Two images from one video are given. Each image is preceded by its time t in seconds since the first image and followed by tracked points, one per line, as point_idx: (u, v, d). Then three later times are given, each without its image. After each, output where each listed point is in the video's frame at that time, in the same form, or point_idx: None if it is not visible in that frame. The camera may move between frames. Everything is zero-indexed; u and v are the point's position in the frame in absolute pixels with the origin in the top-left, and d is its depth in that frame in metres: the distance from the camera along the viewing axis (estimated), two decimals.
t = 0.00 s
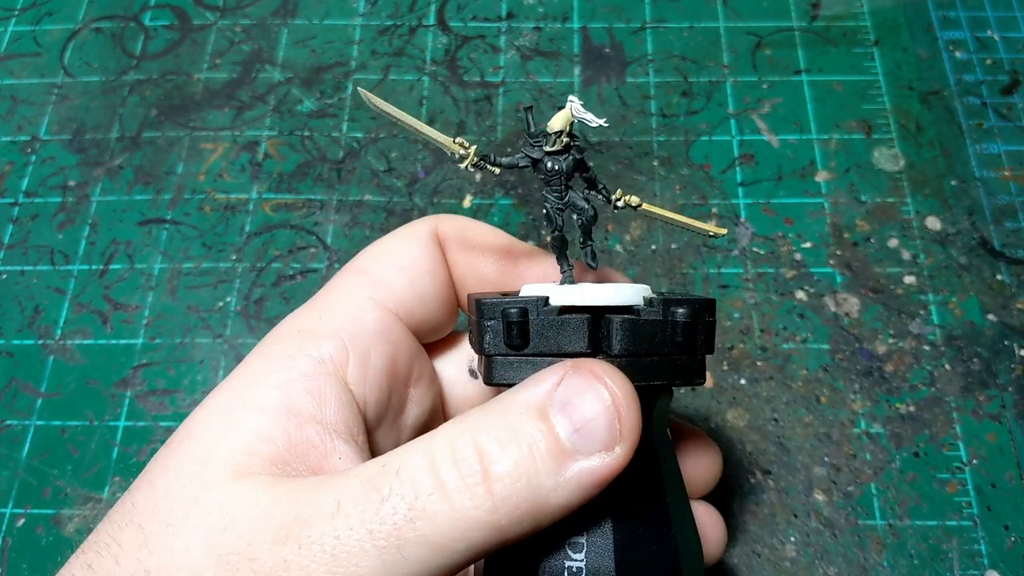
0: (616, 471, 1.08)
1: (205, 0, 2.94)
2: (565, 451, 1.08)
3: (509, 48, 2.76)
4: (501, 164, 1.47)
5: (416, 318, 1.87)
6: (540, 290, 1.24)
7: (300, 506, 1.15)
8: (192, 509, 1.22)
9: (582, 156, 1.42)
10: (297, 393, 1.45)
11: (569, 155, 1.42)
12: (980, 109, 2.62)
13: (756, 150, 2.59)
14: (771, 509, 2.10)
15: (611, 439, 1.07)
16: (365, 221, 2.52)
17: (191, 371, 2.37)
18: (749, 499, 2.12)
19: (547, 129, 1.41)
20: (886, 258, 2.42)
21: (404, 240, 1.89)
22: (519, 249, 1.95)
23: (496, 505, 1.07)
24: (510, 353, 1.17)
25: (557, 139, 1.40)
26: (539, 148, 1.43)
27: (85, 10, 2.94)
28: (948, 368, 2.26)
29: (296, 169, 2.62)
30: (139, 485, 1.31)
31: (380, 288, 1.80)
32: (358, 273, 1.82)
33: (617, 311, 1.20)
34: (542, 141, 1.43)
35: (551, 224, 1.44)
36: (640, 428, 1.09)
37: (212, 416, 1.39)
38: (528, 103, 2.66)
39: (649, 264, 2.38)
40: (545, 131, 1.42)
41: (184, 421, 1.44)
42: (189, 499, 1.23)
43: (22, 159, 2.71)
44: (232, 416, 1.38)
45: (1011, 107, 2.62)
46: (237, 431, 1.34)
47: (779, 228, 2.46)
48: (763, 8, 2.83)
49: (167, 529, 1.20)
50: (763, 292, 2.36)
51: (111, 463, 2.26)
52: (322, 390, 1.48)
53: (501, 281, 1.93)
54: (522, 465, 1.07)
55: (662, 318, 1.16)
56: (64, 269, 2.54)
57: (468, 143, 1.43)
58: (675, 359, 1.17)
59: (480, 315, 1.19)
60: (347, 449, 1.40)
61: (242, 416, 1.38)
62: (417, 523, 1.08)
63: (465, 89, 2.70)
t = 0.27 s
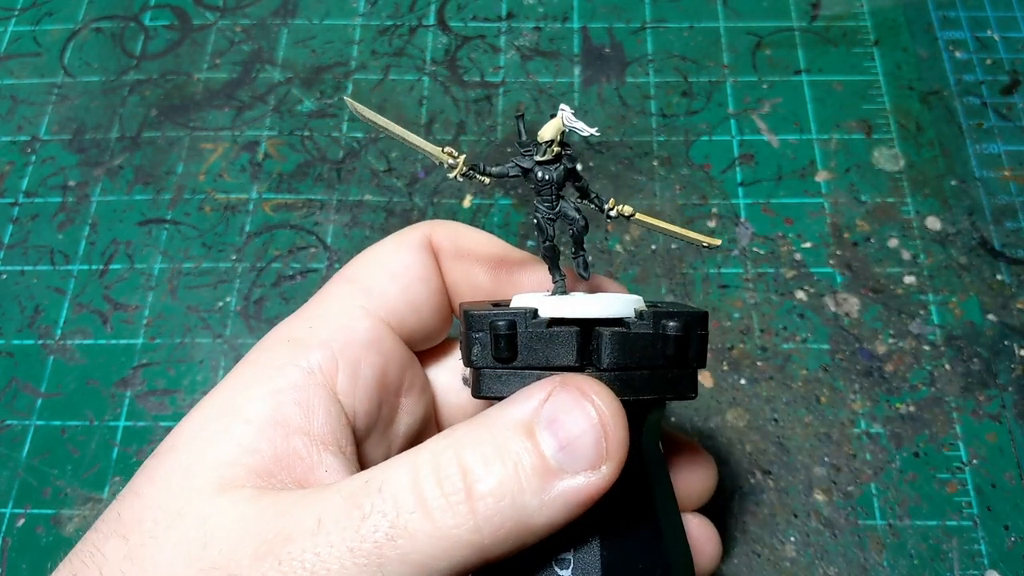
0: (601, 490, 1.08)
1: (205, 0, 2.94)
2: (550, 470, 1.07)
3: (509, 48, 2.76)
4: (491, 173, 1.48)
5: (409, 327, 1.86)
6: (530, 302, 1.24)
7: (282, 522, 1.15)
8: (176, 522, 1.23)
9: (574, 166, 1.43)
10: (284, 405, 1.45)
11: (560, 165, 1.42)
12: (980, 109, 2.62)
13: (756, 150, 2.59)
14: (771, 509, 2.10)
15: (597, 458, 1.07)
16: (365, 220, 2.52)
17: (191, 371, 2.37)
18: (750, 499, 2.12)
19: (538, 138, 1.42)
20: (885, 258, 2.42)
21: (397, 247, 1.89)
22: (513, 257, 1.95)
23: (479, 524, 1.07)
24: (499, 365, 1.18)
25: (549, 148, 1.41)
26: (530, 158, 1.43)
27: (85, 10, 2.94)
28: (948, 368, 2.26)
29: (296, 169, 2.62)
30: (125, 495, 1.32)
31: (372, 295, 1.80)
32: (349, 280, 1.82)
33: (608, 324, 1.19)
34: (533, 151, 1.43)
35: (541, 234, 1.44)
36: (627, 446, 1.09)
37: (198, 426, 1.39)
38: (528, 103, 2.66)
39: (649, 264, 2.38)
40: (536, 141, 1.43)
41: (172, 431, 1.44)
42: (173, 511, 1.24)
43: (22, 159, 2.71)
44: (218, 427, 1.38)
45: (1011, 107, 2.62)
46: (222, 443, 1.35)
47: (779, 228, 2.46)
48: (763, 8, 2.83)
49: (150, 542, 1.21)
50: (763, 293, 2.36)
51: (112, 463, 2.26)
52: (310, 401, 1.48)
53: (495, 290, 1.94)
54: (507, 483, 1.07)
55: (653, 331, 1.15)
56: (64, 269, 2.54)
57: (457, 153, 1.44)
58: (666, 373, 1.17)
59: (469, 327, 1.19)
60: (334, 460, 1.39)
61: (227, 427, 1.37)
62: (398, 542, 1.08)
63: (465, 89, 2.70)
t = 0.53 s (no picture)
0: (604, 495, 1.09)
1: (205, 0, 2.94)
2: (554, 475, 1.08)
3: (509, 48, 2.76)
4: (494, 175, 1.47)
5: (411, 329, 1.86)
6: (533, 305, 1.24)
7: (286, 526, 1.14)
8: (179, 526, 1.21)
9: (577, 169, 1.43)
10: (286, 407, 1.44)
11: (564, 167, 1.42)
12: (980, 109, 2.62)
13: (757, 150, 2.59)
14: (771, 509, 2.10)
15: (600, 464, 1.08)
16: (365, 220, 2.52)
17: (191, 371, 2.37)
18: (750, 499, 2.11)
19: (542, 140, 1.42)
20: (886, 258, 2.41)
21: (398, 249, 1.89)
22: (515, 260, 1.96)
23: (484, 530, 1.07)
24: (501, 368, 1.18)
25: (553, 151, 1.41)
26: (534, 160, 1.43)
27: (85, 10, 2.94)
28: (948, 368, 2.26)
29: (296, 169, 2.62)
30: (126, 499, 1.30)
31: (373, 297, 1.80)
32: (350, 281, 1.82)
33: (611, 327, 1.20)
34: (537, 153, 1.43)
35: (545, 237, 1.43)
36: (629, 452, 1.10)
37: (199, 428, 1.38)
38: (528, 103, 2.66)
39: (649, 264, 2.38)
40: (540, 143, 1.43)
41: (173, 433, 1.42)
42: (176, 515, 1.23)
43: (22, 159, 2.71)
44: (219, 429, 1.37)
45: (1011, 107, 2.62)
46: (225, 445, 1.33)
47: (779, 228, 2.46)
48: (763, 8, 2.83)
49: (152, 546, 1.20)
50: (763, 293, 2.36)
51: (112, 463, 2.26)
52: (312, 404, 1.48)
53: (497, 293, 1.95)
54: (510, 488, 1.07)
55: (655, 335, 1.15)
56: (64, 269, 2.54)
57: (461, 155, 1.44)
58: (668, 376, 1.17)
59: (471, 330, 1.19)
60: (337, 462, 1.39)
61: (229, 430, 1.36)
62: (402, 547, 1.07)
63: (465, 89, 2.70)
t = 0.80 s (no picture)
0: (602, 500, 1.08)
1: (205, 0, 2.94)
2: (552, 479, 1.08)
3: (509, 48, 2.76)
4: (493, 177, 1.46)
5: (409, 329, 1.86)
6: (532, 307, 1.24)
7: (283, 530, 1.14)
8: (176, 528, 1.21)
9: (576, 171, 1.43)
10: (284, 409, 1.44)
11: (562, 169, 1.42)
12: (980, 109, 2.62)
13: (756, 150, 2.59)
14: (771, 509, 2.10)
15: (598, 469, 1.08)
16: (365, 220, 2.52)
17: (191, 371, 2.37)
18: (750, 499, 2.11)
19: (541, 142, 1.41)
20: (886, 258, 2.41)
21: (397, 249, 1.89)
22: (515, 262, 1.97)
23: (481, 534, 1.07)
24: (500, 371, 1.17)
25: (551, 153, 1.40)
26: (532, 163, 1.42)
27: (85, 10, 2.94)
28: (948, 368, 2.26)
29: (296, 169, 2.62)
30: (123, 500, 1.30)
31: (371, 297, 1.80)
32: (348, 282, 1.82)
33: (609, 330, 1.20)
34: (535, 156, 1.43)
35: (543, 239, 1.42)
36: (628, 456, 1.10)
37: (197, 430, 1.38)
38: (528, 103, 2.66)
39: (649, 264, 2.38)
40: (538, 145, 1.43)
41: (170, 434, 1.42)
42: (173, 517, 1.23)
43: (22, 159, 2.71)
44: (217, 431, 1.37)
45: (1011, 107, 2.62)
46: (223, 447, 1.33)
47: (779, 228, 2.46)
48: (763, 8, 2.83)
49: (150, 549, 1.20)
50: (763, 293, 2.36)
51: (112, 463, 2.26)
52: (311, 406, 1.48)
53: (496, 294, 1.95)
54: (509, 493, 1.07)
55: (654, 337, 1.15)
56: (64, 269, 2.54)
57: (459, 158, 1.44)
58: (666, 379, 1.17)
59: (470, 332, 1.19)
60: (334, 465, 1.39)
61: (227, 431, 1.36)
62: (400, 552, 1.07)
63: (465, 89, 2.70)
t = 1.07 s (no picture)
0: (598, 517, 1.08)
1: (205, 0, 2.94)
2: (547, 497, 1.08)
3: (509, 48, 2.76)
4: (488, 186, 1.47)
5: (405, 334, 1.86)
6: (528, 319, 1.23)
7: (276, 546, 1.15)
8: (169, 542, 1.22)
9: (572, 178, 1.42)
10: (278, 420, 1.44)
11: (558, 178, 1.42)
12: (980, 109, 2.62)
13: (756, 150, 2.59)
14: (771, 509, 2.10)
15: (594, 486, 1.08)
16: (365, 220, 2.52)
17: (191, 371, 2.37)
18: (750, 499, 2.11)
19: (536, 151, 1.41)
20: (886, 258, 2.41)
21: (392, 254, 1.88)
22: (512, 262, 1.94)
23: (476, 553, 1.07)
24: (496, 386, 1.17)
25: (547, 162, 1.40)
26: (528, 171, 1.42)
27: (85, 10, 2.94)
28: (948, 368, 2.26)
29: (296, 169, 2.62)
30: (117, 512, 1.31)
31: (366, 304, 1.80)
32: (342, 287, 1.82)
33: (606, 340, 1.20)
34: (530, 164, 1.42)
35: (540, 247, 1.44)
36: (624, 473, 1.10)
37: (190, 441, 1.38)
38: (528, 103, 2.66)
39: (649, 264, 2.38)
40: (533, 153, 1.42)
41: (164, 445, 1.43)
42: (167, 532, 1.23)
43: (22, 159, 2.71)
44: (211, 443, 1.37)
45: (1011, 107, 2.62)
46: (216, 460, 1.34)
47: (779, 228, 2.46)
48: (763, 8, 2.83)
49: (143, 563, 1.20)
50: (763, 293, 2.36)
51: (112, 463, 2.26)
52: (305, 416, 1.47)
53: (493, 299, 1.96)
54: (503, 511, 1.07)
55: (652, 349, 1.15)
56: (64, 269, 2.54)
57: (452, 168, 1.44)
58: (664, 391, 1.17)
59: (465, 346, 1.18)
60: (328, 475, 1.39)
61: (221, 444, 1.37)
62: (393, 570, 1.08)
63: (465, 89, 2.70)
